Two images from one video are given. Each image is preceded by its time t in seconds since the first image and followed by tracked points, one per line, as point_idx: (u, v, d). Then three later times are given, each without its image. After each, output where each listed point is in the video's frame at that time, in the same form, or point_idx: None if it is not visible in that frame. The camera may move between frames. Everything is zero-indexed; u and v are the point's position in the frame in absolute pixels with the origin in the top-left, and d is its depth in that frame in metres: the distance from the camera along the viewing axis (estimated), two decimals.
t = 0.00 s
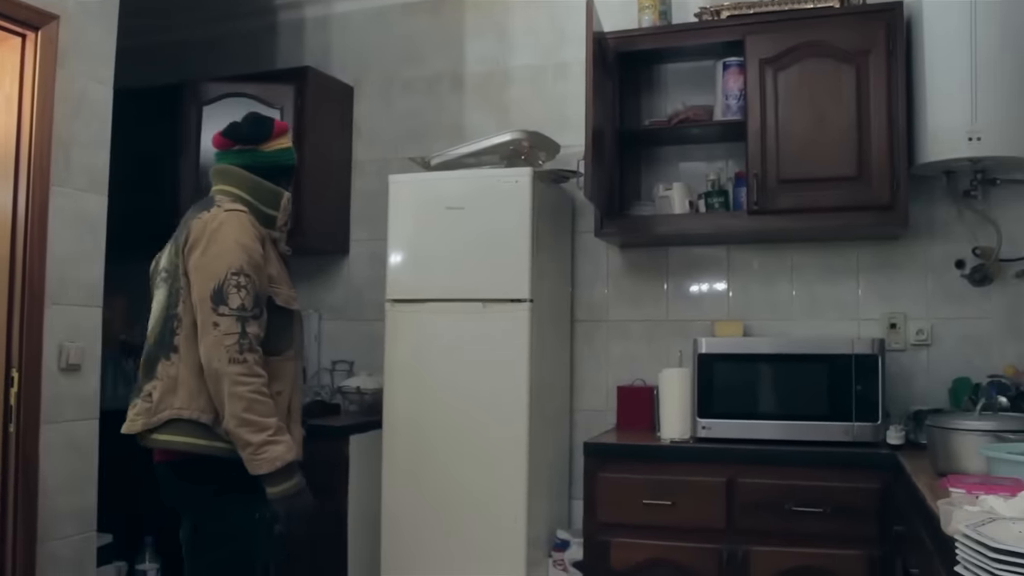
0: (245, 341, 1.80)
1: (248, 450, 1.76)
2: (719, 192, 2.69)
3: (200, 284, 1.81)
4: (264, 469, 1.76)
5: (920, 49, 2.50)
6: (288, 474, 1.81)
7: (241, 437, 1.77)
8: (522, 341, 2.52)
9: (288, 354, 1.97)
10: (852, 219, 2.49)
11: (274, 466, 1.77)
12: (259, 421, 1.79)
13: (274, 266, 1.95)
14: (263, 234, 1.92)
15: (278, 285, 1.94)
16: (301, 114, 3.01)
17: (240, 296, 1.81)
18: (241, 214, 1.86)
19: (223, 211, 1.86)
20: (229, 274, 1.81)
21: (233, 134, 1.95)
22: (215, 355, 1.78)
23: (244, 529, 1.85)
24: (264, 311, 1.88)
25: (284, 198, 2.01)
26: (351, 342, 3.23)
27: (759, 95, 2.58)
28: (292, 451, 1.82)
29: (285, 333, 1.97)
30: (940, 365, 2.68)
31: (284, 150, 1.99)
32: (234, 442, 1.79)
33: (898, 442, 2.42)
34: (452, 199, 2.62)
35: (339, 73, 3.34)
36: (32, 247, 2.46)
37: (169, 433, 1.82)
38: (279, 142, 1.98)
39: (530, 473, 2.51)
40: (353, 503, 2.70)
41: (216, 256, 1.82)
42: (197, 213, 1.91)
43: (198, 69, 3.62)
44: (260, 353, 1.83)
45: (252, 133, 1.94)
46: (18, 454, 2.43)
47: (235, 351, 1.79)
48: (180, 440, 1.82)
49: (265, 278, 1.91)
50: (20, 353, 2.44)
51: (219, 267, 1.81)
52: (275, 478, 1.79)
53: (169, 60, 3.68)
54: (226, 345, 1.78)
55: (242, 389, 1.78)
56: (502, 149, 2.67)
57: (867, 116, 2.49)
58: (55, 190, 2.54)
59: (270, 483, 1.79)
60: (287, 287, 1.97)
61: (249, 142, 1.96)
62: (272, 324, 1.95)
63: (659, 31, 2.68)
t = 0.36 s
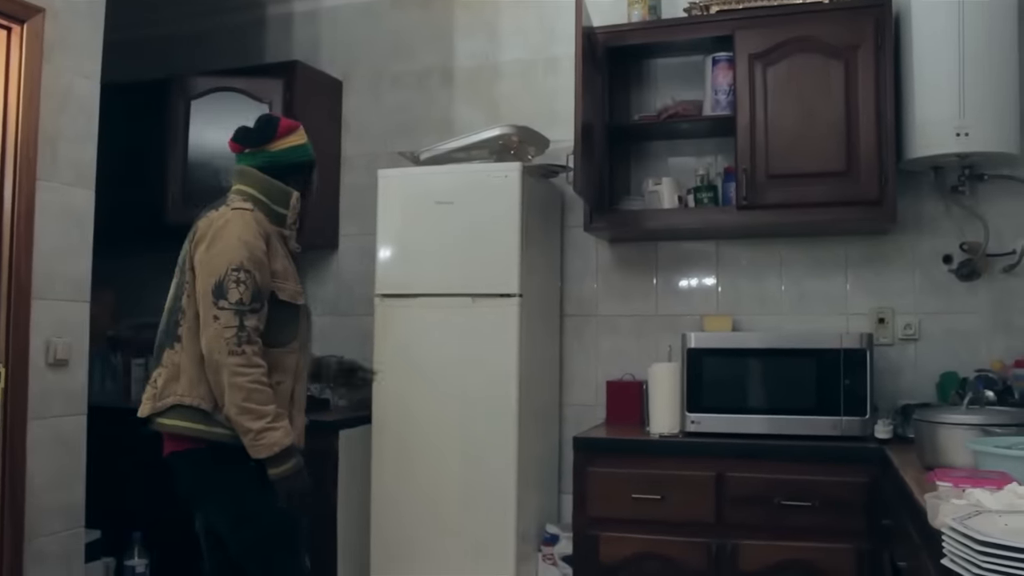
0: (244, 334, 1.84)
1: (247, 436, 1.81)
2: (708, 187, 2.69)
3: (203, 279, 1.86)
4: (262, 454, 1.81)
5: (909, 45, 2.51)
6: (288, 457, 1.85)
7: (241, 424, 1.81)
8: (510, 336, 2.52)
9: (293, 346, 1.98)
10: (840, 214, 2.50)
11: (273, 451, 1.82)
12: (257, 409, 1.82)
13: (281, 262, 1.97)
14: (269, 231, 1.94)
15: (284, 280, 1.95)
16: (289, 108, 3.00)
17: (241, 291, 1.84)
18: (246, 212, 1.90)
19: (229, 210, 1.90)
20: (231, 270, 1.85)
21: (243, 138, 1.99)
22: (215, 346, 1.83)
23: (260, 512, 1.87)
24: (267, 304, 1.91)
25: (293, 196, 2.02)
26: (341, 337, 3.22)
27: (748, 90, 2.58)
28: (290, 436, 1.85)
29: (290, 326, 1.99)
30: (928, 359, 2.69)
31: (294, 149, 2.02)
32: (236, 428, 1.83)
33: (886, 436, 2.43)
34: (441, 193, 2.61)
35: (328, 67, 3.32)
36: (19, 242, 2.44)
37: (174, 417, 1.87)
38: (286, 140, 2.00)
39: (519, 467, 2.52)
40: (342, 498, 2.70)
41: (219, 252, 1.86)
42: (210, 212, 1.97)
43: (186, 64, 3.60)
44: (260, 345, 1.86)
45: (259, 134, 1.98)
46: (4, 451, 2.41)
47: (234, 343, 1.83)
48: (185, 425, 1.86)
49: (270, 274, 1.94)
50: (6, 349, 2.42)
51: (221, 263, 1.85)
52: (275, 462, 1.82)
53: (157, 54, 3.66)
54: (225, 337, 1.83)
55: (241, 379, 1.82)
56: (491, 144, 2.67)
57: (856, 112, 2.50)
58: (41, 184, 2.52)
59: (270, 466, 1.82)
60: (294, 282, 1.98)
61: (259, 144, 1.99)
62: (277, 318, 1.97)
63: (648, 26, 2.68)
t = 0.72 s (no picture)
0: (236, 340, 1.78)
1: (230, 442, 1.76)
2: (697, 180, 2.70)
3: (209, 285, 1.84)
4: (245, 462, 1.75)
5: (897, 39, 2.51)
6: (277, 464, 1.78)
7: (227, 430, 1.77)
8: (500, 329, 2.52)
9: (308, 345, 1.96)
10: (829, 208, 2.51)
11: (255, 459, 1.76)
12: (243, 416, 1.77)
13: (289, 262, 1.93)
14: (274, 234, 1.89)
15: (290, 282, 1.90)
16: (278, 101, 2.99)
17: (237, 297, 1.79)
18: (246, 217, 1.85)
19: (233, 216, 1.87)
20: (227, 276, 1.80)
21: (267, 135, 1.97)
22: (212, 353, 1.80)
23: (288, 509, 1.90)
24: (269, 308, 1.84)
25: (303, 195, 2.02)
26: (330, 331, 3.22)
27: (737, 84, 2.58)
28: (276, 443, 1.79)
29: (306, 325, 1.96)
30: (917, 352, 2.70)
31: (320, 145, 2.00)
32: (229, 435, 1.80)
33: (874, 428, 2.44)
34: (430, 187, 2.60)
35: (317, 61, 3.31)
36: (5, 236, 2.42)
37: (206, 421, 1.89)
38: (313, 138, 1.99)
39: (508, 461, 2.52)
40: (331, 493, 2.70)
41: (220, 258, 1.82)
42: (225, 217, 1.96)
43: (174, 56, 3.58)
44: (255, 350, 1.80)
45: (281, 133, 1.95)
46: None
47: (226, 349, 1.78)
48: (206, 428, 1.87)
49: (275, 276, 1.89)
50: None
51: (220, 269, 1.81)
52: (261, 470, 1.77)
53: (145, 47, 3.64)
54: (219, 343, 1.78)
55: (228, 385, 1.78)
56: (480, 138, 2.67)
57: (845, 106, 2.50)
58: (28, 177, 2.50)
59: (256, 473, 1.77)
60: (303, 283, 1.94)
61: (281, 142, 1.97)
62: (289, 318, 1.93)
63: (639, 19, 2.68)
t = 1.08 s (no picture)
0: (295, 332, 1.84)
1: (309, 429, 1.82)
2: (683, 171, 2.70)
3: (254, 282, 1.88)
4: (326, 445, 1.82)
5: (883, 30, 2.52)
6: (355, 445, 1.85)
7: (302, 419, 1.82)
8: (487, 321, 2.52)
9: (348, 332, 2.02)
10: (815, 200, 2.52)
11: (336, 442, 1.82)
12: (317, 403, 1.83)
13: (326, 253, 1.98)
14: (311, 227, 1.95)
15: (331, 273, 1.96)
16: (263, 92, 2.97)
17: (289, 291, 1.84)
18: (285, 213, 1.90)
19: (270, 212, 1.91)
20: (277, 272, 1.85)
21: (278, 127, 1.99)
22: (270, 347, 1.84)
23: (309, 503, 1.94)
24: (317, 300, 1.91)
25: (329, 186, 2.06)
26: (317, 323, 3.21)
27: (723, 75, 2.58)
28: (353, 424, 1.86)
29: (344, 312, 2.02)
30: (902, 343, 2.72)
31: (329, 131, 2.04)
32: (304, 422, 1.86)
33: (858, 419, 2.44)
34: (417, 178, 2.60)
35: (303, 51, 3.29)
36: None
37: (246, 412, 1.91)
38: (323, 124, 2.03)
39: (495, 452, 2.53)
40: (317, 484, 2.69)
41: (265, 256, 1.87)
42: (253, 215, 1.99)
43: (158, 46, 3.56)
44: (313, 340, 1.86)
45: (300, 122, 1.97)
46: None
47: (288, 342, 1.83)
48: (257, 421, 1.90)
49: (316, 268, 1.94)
50: None
51: (268, 266, 1.86)
52: (344, 451, 1.84)
53: (129, 37, 3.61)
54: (278, 337, 1.83)
55: (296, 377, 1.83)
56: (467, 129, 2.66)
57: (831, 97, 2.50)
58: (11, 168, 2.47)
59: (340, 455, 1.84)
60: (340, 273, 2.00)
61: (296, 131, 1.99)
62: (329, 307, 1.99)
63: (625, 10, 2.68)
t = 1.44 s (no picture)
0: (283, 323, 1.90)
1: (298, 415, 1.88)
2: (673, 165, 2.70)
3: (243, 275, 1.94)
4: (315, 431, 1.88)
5: (873, 24, 2.52)
6: (343, 430, 1.91)
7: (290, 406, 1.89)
8: (475, 315, 2.53)
9: (335, 321, 2.08)
10: (805, 193, 2.52)
11: (323, 428, 1.88)
12: (304, 390, 1.89)
13: (312, 245, 2.04)
14: (296, 221, 2.01)
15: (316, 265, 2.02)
16: (252, 85, 2.96)
17: (275, 284, 1.90)
18: (269, 209, 1.96)
19: (256, 208, 1.97)
20: (263, 266, 1.91)
21: (257, 129, 2.05)
22: (259, 337, 1.90)
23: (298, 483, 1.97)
24: (303, 291, 1.97)
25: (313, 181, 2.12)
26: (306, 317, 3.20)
27: (713, 69, 2.58)
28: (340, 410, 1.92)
29: (331, 302, 2.09)
30: (890, 336, 2.73)
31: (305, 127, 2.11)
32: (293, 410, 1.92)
33: (848, 412, 2.44)
34: (405, 171, 2.59)
35: (292, 44, 3.28)
36: None
37: (240, 404, 1.97)
38: (299, 120, 2.09)
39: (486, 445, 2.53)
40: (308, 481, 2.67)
41: (251, 250, 1.93)
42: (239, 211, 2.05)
43: (145, 40, 3.53)
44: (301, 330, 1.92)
45: (278, 120, 2.03)
46: None
47: (276, 332, 1.89)
48: (250, 409, 1.95)
49: (303, 260, 2.01)
50: None
51: (255, 259, 1.92)
52: (332, 436, 1.90)
53: (117, 30, 3.59)
54: (267, 328, 1.89)
55: (285, 365, 1.89)
56: (455, 122, 2.65)
57: (820, 91, 2.51)
58: None
59: (329, 440, 1.90)
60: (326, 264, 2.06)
61: (274, 131, 2.05)
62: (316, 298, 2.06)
63: (614, 4, 2.67)
